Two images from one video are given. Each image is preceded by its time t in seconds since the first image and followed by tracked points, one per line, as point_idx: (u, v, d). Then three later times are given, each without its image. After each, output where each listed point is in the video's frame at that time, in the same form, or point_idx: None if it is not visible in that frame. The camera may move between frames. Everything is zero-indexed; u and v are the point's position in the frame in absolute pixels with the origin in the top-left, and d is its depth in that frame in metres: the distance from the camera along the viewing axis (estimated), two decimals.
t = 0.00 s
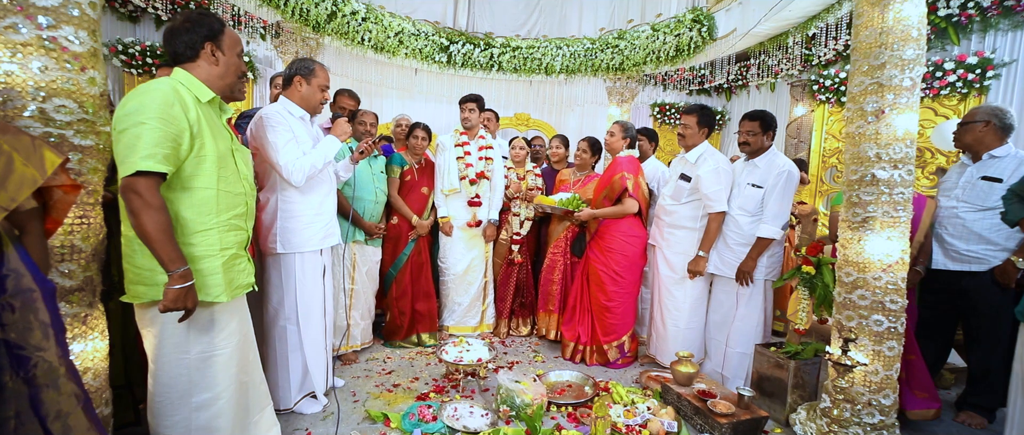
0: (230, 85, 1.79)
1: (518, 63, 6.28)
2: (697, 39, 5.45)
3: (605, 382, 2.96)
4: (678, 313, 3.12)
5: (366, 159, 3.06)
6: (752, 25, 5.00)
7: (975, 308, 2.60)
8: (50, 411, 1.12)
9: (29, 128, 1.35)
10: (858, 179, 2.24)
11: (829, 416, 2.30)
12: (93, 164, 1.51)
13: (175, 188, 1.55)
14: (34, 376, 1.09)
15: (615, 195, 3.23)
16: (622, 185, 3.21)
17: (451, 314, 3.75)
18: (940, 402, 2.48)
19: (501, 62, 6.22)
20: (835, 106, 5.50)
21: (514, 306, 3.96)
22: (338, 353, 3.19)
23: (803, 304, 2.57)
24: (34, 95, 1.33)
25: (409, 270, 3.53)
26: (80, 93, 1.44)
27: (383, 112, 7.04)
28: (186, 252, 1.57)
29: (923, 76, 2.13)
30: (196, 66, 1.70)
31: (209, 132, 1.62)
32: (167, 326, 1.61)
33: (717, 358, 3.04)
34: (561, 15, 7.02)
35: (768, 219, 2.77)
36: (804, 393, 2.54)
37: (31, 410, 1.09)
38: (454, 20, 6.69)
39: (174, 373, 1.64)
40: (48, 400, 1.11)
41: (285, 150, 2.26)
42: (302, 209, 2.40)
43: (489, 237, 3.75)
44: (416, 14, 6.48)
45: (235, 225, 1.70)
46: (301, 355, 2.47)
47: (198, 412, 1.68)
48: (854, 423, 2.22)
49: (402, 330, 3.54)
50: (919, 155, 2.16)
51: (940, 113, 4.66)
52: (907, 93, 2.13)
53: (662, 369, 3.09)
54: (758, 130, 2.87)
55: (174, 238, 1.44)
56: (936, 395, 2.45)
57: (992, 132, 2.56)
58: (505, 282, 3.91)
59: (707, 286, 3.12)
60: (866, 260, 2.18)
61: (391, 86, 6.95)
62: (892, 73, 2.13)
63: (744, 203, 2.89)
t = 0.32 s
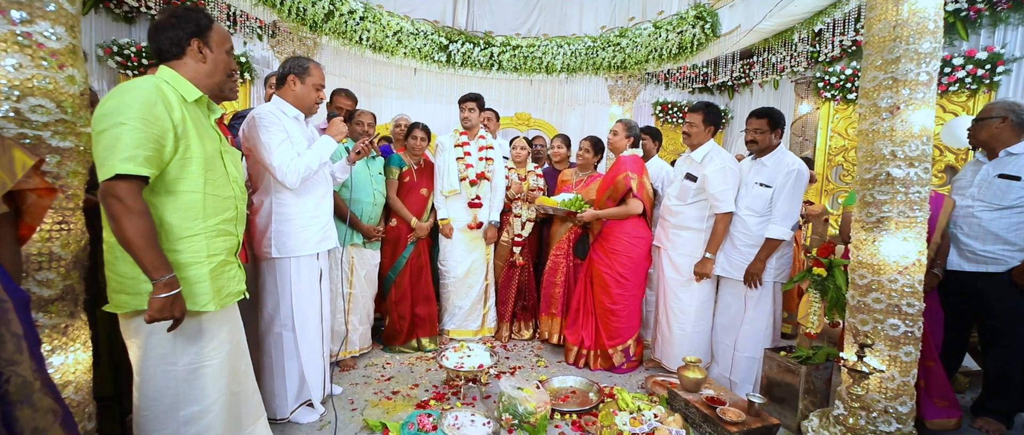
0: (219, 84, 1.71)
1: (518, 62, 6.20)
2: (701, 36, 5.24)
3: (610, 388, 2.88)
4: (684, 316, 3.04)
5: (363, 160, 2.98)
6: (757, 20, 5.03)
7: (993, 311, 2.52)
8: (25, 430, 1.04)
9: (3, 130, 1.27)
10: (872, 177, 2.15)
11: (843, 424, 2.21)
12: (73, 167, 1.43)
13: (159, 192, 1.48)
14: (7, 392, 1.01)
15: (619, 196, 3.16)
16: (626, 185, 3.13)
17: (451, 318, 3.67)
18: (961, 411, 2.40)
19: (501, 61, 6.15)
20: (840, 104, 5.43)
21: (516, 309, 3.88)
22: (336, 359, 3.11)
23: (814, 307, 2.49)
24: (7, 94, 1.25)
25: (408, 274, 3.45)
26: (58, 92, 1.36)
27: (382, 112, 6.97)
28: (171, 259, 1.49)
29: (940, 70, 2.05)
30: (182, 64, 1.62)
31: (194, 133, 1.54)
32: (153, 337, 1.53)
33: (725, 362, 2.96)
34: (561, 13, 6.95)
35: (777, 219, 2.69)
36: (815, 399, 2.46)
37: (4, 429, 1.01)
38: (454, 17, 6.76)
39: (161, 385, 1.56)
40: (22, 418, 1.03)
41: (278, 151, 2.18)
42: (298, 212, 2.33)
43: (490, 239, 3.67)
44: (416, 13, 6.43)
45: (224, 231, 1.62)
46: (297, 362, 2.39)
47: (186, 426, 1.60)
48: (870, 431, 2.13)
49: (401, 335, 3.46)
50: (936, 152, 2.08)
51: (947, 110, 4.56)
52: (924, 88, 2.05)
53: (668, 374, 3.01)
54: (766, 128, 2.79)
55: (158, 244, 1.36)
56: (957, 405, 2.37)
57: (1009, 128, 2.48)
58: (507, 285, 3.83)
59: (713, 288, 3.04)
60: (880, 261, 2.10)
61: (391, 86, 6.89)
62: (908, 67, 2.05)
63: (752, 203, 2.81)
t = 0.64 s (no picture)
0: (209, 83, 1.64)
1: (521, 63, 6.15)
2: (706, 36, 5.18)
3: (615, 396, 2.80)
4: (691, 322, 2.96)
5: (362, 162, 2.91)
6: (763, 20, 5.04)
7: (1015, 319, 2.42)
8: None
9: None
10: (889, 180, 2.07)
11: None
12: (54, 169, 1.36)
13: (144, 195, 1.40)
14: None
15: (624, 199, 3.08)
16: (632, 187, 3.05)
17: (452, 323, 3.60)
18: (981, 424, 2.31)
19: (503, 62, 6.09)
20: (849, 104, 5.35)
21: (518, 314, 3.81)
22: (335, 365, 3.04)
23: (827, 314, 2.41)
24: None
25: (408, 278, 3.38)
26: (38, 91, 1.29)
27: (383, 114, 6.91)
28: (156, 266, 1.42)
29: (960, 68, 1.97)
30: (171, 62, 1.55)
31: (183, 134, 1.48)
32: (138, 347, 1.46)
33: (734, 369, 2.88)
34: (564, 14, 6.88)
35: (788, 223, 2.61)
36: (828, 409, 2.37)
37: None
38: (456, 19, 6.75)
39: (146, 398, 1.48)
40: None
41: (274, 152, 2.11)
42: (294, 216, 2.25)
43: (492, 243, 3.59)
44: (418, 14, 6.38)
45: (214, 235, 1.55)
46: (293, 370, 2.32)
47: None
48: None
49: (401, 341, 3.39)
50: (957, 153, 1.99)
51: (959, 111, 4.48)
52: (944, 87, 1.96)
53: (675, 381, 2.93)
54: (776, 129, 2.72)
55: (140, 250, 1.29)
56: (977, 416, 2.28)
57: None
58: (509, 289, 3.76)
59: (721, 293, 2.96)
60: (898, 267, 2.02)
61: (392, 87, 6.82)
62: (927, 65, 1.97)
63: (762, 206, 2.73)
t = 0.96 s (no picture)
0: (199, 81, 1.57)
1: (522, 65, 6.09)
2: (711, 37, 5.24)
3: (620, 406, 2.72)
4: (698, 329, 2.88)
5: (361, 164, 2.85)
6: (770, 21, 4.96)
7: None
8: None
9: None
10: (906, 183, 1.98)
11: None
12: (34, 171, 1.28)
13: (128, 199, 1.33)
14: None
15: (629, 202, 3.00)
16: (637, 190, 2.98)
17: (452, 329, 3.52)
18: None
19: (505, 64, 6.04)
20: (856, 107, 5.29)
21: (520, 320, 3.73)
22: (332, 372, 2.96)
23: (840, 322, 2.34)
24: None
25: (408, 283, 3.31)
26: (16, 89, 1.21)
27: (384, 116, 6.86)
28: (139, 273, 1.35)
29: (980, 68, 1.89)
30: (158, 60, 1.48)
31: (170, 134, 1.41)
32: (120, 358, 1.38)
33: (742, 378, 2.80)
34: (567, 16, 6.82)
35: (799, 228, 2.53)
36: (841, 421, 2.28)
37: None
38: (457, 21, 6.69)
39: (131, 412, 1.41)
40: None
41: (268, 155, 2.04)
42: (290, 220, 2.18)
43: (493, 247, 3.52)
44: (419, 16, 6.34)
45: (202, 241, 1.48)
46: (288, 379, 2.24)
47: None
48: None
49: (400, 347, 3.31)
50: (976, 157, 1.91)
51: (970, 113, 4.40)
52: (963, 87, 1.88)
53: (681, 390, 2.84)
54: (785, 131, 2.64)
55: (118, 258, 1.22)
56: (994, 430, 2.25)
57: None
58: (511, 295, 3.68)
59: (729, 299, 2.88)
60: (915, 274, 1.93)
61: (393, 89, 6.76)
62: (945, 65, 1.88)
63: (771, 211, 2.66)
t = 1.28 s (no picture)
0: (189, 82, 1.52)
1: (523, 66, 6.05)
2: (713, 37, 5.18)
3: (624, 414, 2.65)
4: (703, 335, 2.81)
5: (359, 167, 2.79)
6: (773, 21, 4.90)
7: None
8: None
9: None
10: (918, 185, 1.90)
11: None
12: (15, 175, 1.22)
13: (113, 204, 1.28)
14: None
15: (632, 205, 2.95)
16: (640, 193, 2.93)
17: (452, 334, 3.47)
18: None
19: (506, 65, 6.00)
20: (860, 107, 5.25)
21: (522, 325, 3.67)
22: (330, 379, 2.91)
23: (850, 328, 2.26)
24: None
25: (407, 288, 3.25)
26: None
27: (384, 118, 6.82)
28: (124, 282, 1.29)
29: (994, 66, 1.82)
30: (146, 59, 1.43)
31: (158, 137, 1.36)
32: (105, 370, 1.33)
33: (748, 385, 2.74)
34: (567, 17, 6.79)
35: (806, 231, 2.48)
36: (852, 430, 2.21)
37: None
38: (457, 23, 6.67)
39: (116, 427, 1.35)
40: None
41: (262, 157, 1.99)
42: (286, 225, 2.12)
43: (493, 251, 3.46)
44: (419, 18, 6.31)
45: (192, 247, 1.43)
46: (283, 388, 2.18)
47: None
48: None
49: (399, 353, 3.25)
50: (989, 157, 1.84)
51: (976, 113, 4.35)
52: (977, 87, 1.80)
53: (686, 397, 2.78)
54: (792, 132, 2.59)
55: (98, 267, 1.16)
56: None
57: None
58: (511, 299, 3.62)
59: (735, 304, 2.82)
60: (928, 279, 1.86)
61: (393, 91, 6.72)
62: (959, 63, 1.80)
63: (777, 213, 2.61)
